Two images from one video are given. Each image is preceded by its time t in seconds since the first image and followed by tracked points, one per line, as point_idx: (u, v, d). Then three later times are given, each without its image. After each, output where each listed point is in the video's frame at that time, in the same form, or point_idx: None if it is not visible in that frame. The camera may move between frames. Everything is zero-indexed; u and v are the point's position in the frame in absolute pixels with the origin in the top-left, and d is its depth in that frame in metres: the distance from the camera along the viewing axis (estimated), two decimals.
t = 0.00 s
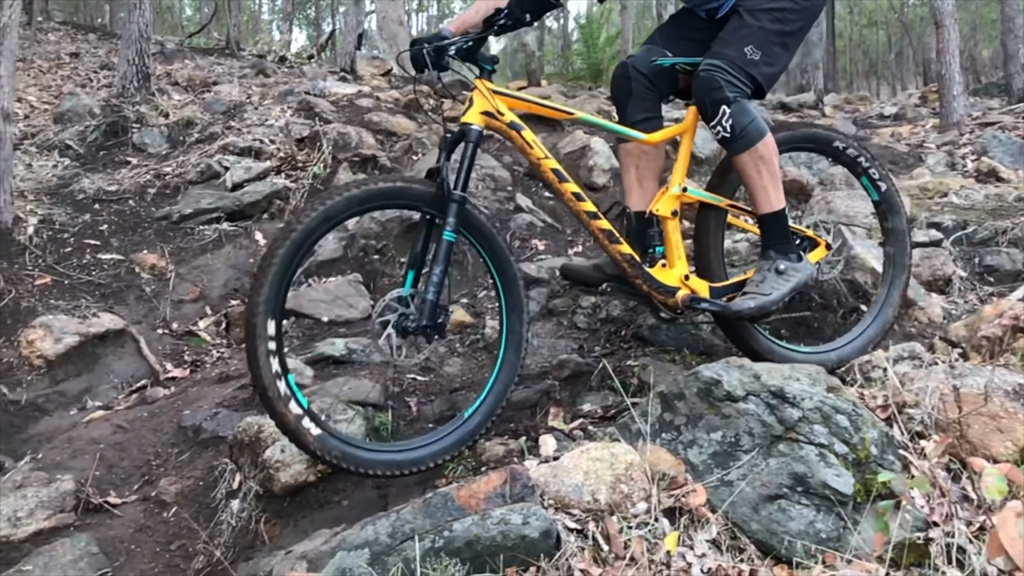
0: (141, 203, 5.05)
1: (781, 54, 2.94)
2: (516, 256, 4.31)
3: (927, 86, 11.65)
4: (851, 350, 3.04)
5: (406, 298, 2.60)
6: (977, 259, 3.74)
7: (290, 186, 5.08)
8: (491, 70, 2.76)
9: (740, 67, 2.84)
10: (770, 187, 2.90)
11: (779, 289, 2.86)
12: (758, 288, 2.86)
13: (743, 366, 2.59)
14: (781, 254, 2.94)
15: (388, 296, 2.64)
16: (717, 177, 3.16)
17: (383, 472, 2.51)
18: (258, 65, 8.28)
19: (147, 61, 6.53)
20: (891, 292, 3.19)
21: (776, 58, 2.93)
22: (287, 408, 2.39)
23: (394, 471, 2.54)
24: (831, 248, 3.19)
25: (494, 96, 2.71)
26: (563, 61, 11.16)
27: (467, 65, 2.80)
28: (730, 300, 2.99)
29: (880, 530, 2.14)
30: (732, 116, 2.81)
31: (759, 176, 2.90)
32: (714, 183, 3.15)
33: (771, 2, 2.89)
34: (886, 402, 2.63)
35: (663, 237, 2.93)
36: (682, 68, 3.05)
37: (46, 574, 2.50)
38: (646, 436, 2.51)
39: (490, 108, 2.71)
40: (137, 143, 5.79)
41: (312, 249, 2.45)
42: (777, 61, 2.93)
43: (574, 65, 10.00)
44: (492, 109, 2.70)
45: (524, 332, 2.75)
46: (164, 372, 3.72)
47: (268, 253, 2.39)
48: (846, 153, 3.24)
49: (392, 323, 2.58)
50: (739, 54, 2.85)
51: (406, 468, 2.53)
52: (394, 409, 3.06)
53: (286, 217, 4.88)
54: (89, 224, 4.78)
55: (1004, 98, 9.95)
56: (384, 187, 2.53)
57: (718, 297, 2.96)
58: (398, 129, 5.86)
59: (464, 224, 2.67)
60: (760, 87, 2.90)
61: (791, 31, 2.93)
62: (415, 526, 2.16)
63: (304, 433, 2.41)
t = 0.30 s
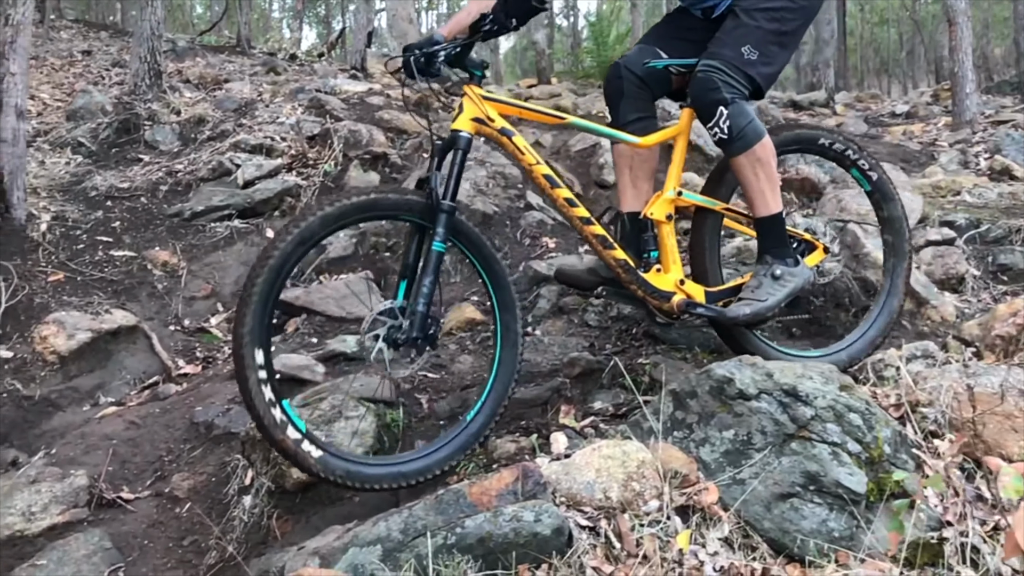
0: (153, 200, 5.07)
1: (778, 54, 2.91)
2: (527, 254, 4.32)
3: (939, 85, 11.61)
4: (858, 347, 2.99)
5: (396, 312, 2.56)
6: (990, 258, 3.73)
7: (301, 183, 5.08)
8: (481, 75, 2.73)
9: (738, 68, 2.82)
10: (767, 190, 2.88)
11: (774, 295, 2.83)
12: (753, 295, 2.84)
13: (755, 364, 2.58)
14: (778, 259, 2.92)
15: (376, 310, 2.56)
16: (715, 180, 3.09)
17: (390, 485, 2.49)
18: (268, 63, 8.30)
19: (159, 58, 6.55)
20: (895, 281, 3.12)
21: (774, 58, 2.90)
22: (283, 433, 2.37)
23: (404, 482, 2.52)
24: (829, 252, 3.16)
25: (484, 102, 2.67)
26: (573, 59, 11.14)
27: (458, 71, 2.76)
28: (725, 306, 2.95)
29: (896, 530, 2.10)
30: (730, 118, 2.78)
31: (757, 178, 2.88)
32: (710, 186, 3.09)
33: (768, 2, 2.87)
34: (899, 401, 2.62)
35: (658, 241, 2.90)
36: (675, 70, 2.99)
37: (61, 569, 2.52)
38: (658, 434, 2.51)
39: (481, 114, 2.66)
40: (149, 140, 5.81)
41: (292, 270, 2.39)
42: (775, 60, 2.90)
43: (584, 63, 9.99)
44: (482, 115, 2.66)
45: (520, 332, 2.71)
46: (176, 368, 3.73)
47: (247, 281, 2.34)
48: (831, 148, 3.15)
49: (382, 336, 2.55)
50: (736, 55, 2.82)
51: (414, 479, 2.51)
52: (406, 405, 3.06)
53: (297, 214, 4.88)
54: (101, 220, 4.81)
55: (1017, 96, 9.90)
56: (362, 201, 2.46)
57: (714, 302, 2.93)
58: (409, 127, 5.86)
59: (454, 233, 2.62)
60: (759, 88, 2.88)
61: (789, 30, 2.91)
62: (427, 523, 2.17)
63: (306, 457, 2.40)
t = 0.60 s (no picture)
0: (165, 197, 5.09)
1: (778, 57, 2.87)
2: (539, 252, 4.32)
3: (953, 83, 11.53)
4: (867, 343, 3.02)
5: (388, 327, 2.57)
6: (1005, 257, 3.70)
7: (312, 181, 5.09)
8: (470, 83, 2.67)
9: (737, 71, 2.78)
10: (766, 195, 2.86)
11: (773, 301, 2.82)
12: (753, 300, 2.83)
13: (768, 362, 2.57)
14: (776, 264, 2.90)
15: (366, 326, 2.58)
16: (712, 183, 3.09)
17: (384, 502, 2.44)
18: (280, 60, 8.32)
19: (171, 56, 6.57)
20: (899, 271, 3.13)
21: (773, 60, 2.86)
22: (276, 450, 2.36)
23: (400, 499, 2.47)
24: (829, 253, 3.14)
25: (475, 112, 2.66)
26: (584, 57, 11.13)
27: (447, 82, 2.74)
28: (722, 311, 2.94)
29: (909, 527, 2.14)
30: (730, 122, 2.76)
31: (756, 183, 2.87)
32: (706, 189, 3.08)
33: (768, 3, 2.83)
34: (913, 399, 2.61)
35: (655, 247, 2.88)
36: (670, 73, 2.98)
37: (75, 562, 2.54)
38: (670, 432, 2.51)
39: (472, 124, 2.65)
40: (161, 137, 5.83)
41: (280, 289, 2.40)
42: (775, 61, 2.86)
43: (595, 61, 9.97)
44: (474, 125, 2.65)
45: (513, 339, 2.67)
46: (189, 364, 3.74)
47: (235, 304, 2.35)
48: (820, 145, 3.14)
49: (374, 351, 2.54)
50: (735, 57, 2.78)
51: (410, 496, 2.46)
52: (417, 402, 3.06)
53: (309, 211, 4.89)
54: (114, 217, 4.83)
55: None
56: (344, 218, 2.44)
57: (711, 307, 2.91)
58: (420, 125, 5.86)
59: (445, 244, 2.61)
60: (758, 90, 2.85)
61: (789, 32, 2.87)
62: (439, 519, 2.17)
63: (299, 475, 2.38)
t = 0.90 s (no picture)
0: (178, 192, 5.10)
1: (778, 57, 2.86)
2: (550, 249, 4.32)
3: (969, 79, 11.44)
4: (877, 332, 3.04)
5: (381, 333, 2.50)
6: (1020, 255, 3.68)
7: (324, 176, 5.09)
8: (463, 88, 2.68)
9: (737, 73, 2.76)
10: (767, 197, 2.84)
11: (775, 302, 2.79)
12: (754, 301, 2.80)
13: (782, 359, 2.56)
14: (779, 266, 2.88)
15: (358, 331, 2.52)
16: (710, 183, 3.05)
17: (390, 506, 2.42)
18: (292, 56, 8.33)
19: (184, 51, 6.59)
20: (902, 257, 3.12)
21: (773, 60, 2.84)
22: (280, 467, 2.36)
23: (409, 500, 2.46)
24: (829, 252, 3.11)
25: (469, 118, 2.63)
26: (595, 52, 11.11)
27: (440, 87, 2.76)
28: (723, 312, 2.90)
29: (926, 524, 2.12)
30: (730, 125, 2.74)
31: (759, 186, 2.85)
32: (704, 190, 3.05)
33: (767, 3, 2.81)
34: (928, 397, 2.60)
35: (653, 250, 2.85)
36: (667, 73, 2.92)
37: (89, 554, 2.54)
38: (684, 428, 2.50)
39: (465, 129, 2.62)
40: (174, 132, 5.85)
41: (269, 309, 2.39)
42: (775, 62, 2.85)
43: (606, 56, 9.95)
44: (467, 132, 2.62)
45: (510, 326, 2.66)
46: (201, 358, 3.74)
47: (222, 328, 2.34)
48: (811, 139, 3.09)
49: (368, 359, 2.47)
50: (735, 58, 2.77)
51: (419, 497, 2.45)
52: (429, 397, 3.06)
53: (321, 206, 4.89)
54: (127, 212, 4.85)
55: None
56: (325, 229, 2.42)
57: (711, 309, 2.88)
58: (432, 120, 5.85)
59: (441, 248, 2.59)
60: (759, 91, 2.84)
61: (788, 31, 2.85)
62: (452, 514, 2.17)
63: (307, 490, 2.38)
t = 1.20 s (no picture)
0: (193, 186, 5.12)
1: (779, 56, 2.82)
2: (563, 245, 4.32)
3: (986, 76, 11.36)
4: (889, 321, 3.06)
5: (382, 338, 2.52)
6: None
7: (338, 171, 5.10)
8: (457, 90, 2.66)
9: (737, 74, 2.72)
10: (770, 199, 2.80)
11: (778, 301, 2.76)
12: (756, 300, 2.76)
13: (799, 356, 2.54)
14: (783, 267, 2.85)
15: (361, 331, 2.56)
16: (708, 183, 3.05)
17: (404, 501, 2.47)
18: (306, 51, 8.34)
19: (198, 46, 6.61)
20: (905, 241, 3.11)
21: (773, 60, 2.80)
22: (290, 482, 2.39)
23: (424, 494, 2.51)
24: (830, 250, 3.09)
25: (462, 119, 2.64)
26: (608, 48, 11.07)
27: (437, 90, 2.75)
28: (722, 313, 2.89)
29: (946, 523, 2.11)
30: (731, 127, 2.71)
31: (762, 190, 2.81)
32: (703, 189, 3.04)
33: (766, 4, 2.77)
34: (946, 395, 2.58)
35: (651, 251, 2.85)
36: (664, 71, 2.87)
37: (105, 546, 2.53)
38: (699, 425, 2.49)
39: (460, 133, 2.63)
40: (189, 127, 5.86)
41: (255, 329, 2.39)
42: (776, 63, 2.81)
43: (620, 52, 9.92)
44: (460, 134, 2.63)
45: (503, 311, 2.64)
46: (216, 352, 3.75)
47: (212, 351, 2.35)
48: (800, 138, 3.07)
49: (363, 360, 2.51)
50: (736, 59, 2.73)
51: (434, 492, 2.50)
52: (443, 392, 3.07)
53: (335, 201, 4.90)
54: (142, 206, 4.87)
55: None
56: (306, 239, 2.41)
57: (711, 310, 2.86)
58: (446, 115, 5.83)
59: (434, 249, 2.59)
60: (759, 92, 2.80)
61: (789, 31, 2.81)
62: (467, 508, 2.17)
63: (320, 501, 2.41)
